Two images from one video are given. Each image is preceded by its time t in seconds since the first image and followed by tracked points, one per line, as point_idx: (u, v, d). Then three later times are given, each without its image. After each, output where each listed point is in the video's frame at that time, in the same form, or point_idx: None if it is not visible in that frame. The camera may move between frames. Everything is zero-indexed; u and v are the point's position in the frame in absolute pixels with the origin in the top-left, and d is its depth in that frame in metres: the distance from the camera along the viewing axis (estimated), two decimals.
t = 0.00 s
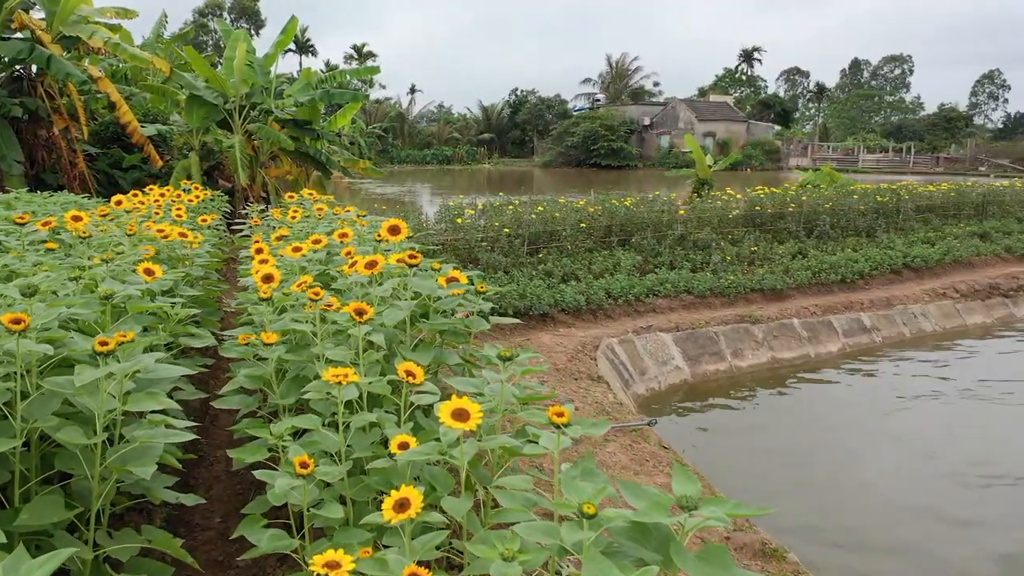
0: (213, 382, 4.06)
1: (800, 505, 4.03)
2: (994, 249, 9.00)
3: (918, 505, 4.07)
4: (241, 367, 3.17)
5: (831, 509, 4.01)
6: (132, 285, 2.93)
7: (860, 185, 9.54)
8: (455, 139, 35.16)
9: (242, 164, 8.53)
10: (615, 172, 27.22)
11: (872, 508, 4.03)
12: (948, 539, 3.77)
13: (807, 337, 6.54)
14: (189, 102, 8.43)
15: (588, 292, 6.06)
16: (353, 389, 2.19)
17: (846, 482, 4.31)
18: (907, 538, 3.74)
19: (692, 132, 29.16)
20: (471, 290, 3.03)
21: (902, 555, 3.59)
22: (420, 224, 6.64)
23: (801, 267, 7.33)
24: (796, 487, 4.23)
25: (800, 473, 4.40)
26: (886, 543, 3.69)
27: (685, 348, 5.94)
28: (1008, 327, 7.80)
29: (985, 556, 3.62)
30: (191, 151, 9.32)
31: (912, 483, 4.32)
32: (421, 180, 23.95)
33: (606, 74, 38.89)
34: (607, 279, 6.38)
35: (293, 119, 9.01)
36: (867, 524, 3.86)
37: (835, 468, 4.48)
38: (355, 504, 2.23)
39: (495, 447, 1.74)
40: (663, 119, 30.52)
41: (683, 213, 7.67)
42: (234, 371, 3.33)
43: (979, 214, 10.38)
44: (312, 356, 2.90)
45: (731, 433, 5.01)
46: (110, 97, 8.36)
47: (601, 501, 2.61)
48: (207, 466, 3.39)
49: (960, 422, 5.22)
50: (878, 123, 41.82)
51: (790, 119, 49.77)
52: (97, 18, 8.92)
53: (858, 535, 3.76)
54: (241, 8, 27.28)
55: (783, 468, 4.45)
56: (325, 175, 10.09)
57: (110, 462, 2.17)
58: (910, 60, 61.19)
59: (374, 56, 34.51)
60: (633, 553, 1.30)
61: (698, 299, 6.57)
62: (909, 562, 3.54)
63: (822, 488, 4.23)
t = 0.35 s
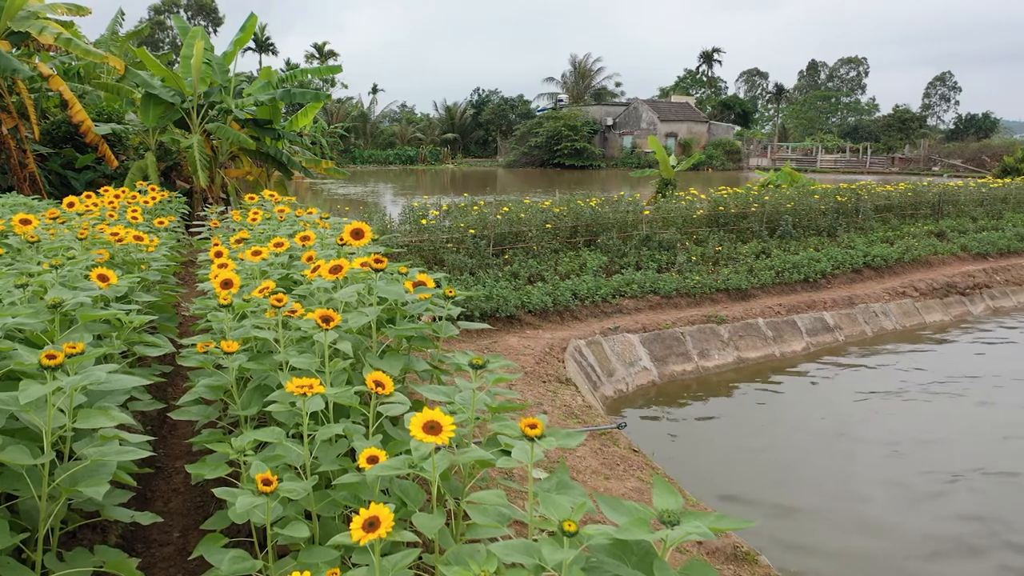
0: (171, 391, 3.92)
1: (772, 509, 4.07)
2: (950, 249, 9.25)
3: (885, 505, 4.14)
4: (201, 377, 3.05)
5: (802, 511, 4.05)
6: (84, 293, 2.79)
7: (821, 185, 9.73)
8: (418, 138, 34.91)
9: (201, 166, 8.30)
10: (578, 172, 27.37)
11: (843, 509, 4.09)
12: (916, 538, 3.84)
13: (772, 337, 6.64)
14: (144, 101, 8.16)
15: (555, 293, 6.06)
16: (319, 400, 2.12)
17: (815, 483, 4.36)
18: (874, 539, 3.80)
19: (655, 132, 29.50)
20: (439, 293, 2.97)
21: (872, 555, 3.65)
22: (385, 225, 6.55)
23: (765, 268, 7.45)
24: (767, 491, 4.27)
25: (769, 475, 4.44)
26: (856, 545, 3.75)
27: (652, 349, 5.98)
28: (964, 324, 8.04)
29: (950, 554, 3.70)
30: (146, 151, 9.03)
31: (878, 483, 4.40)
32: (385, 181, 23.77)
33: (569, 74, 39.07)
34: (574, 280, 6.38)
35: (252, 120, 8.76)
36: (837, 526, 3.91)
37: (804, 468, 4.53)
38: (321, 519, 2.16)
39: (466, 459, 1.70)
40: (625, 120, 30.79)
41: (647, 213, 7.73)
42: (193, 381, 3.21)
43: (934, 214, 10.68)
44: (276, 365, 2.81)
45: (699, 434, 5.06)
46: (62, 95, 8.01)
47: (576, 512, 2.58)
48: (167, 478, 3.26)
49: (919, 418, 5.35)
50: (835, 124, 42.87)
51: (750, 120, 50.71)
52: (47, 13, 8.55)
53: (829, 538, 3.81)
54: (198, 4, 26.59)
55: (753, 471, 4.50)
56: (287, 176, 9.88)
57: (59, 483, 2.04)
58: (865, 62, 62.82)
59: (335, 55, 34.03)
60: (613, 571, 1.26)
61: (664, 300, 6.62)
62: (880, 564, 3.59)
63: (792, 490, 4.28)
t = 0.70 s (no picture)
0: (130, 402, 3.77)
1: (743, 509, 4.07)
2: (910, 249, 9.48)
3: (855, 503, 4.19)
4: (161, 388, 2.94)
5: (774, 511, 4.07)
6: (35, 301, 2.66)
7: (785, 185, 9.90)
8: (383, 138, 34.60)
9: (161, 167, 8.07)
10: (545, 172, 27.43)
11: (812, 506, 4.14)
12: (888, 535, 3.88)
13: (739, 336, 6.72)
14: (100, 100, 7.90)
15: (524, 294, 6.03)
16: (286, 413, 2.04)
17: (786, 482, 4.39)
18: (843, 535, 3.86)
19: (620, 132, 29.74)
20: (409, 297, 2.91)
21: (843, 553, 3.67)
22: (352, 227, 6.45)
23: (732, 268, 7.54)
24: (739, 490, 4.29)
25: (741, 475, 4.46)
26: (827, 544, 3.77)
27: (621, 350, 5.99)
28: (925, 322, 8.24)
29: (919, 548, 3.75)
30: (103, 151, 8.74)
31: (845, 479, 4.47)
32: (350, 181, 23.50)
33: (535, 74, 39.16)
34: (544, 281, 6.36)
35: (214, 119, 8.57)
36: (809, 526, 3.92)
37: (775, 468, 4.57)
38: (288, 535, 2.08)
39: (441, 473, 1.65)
40: (591, 120, 30.96)
41: (615, 213, 7.77)
42: (153, 391, 3.10)
43: (894, 214, 10.94)
44: (239, 374, 2.72)
45: (669, 433, 5.08)
46: (13, 92, 7.71)
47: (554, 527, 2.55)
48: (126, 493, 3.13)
49: (884, 415, 5.46)
50: (796, 125, 43.78)
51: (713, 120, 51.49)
52: None
53: (800, 537, 3.83)
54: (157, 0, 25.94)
55: (724, 472, 4.51)
56: (250, 177, 9.66)
57: (8, 506, 1.92)
58: (822, 64, 64.48)
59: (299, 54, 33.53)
60: None
61: (633, 300, 6.65)
62: (847, 559, 3.64)
63: (764, 489, 4.30)
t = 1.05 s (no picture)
0: (82, 412, 3.61)
1: (712, 512, 4.11)
2: (873, 248, 9.68)
3: (825, 503, 4.24)
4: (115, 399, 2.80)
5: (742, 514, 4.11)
6: None
7: (751, 185, 10.03)
8: (349, 138, 34.19)
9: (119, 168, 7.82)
10: (513, 172, 27.41)
11: (781, 508, 4.17)
12: (857, 535, 3.94)
13: (708, 336, 6.77)
14: (55, 98, 7.60)
15: (493, 295, 5.98)
16: (246, 426, 1.95)
17: (754, 485, 4.43)
18: (812, 536, 3.90)
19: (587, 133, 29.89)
20: (376, 301, 2.83)
21: (812, 553, 3.70)
22: (316, 228, 6.31)
23: (700, 268, 7.60)
24: (707, 495, 4.30)
25: (708, 480, 4.48)
26: (794, 545, 3.80)
27: (590, 351, 5.98)
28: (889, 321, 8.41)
29: (886, 548, 3.81)
30: (57, 150, 8.43)
31: (813, 478, 4.52)
32: (315, 181, 23.28)
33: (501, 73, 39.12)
34: (512, 282, 6.32)
35: (175, 118, 8.32)
36: (776, 528, 3.96)
37: (743, 471, 4.60)
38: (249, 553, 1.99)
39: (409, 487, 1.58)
40: (557, 120, 31.03)
41: (583, 213, 7.77)
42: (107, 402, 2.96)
43: (857, 213, 11.16)
44: (197, 383, 2.60)
45: (639, 437, 5.09)
46: None
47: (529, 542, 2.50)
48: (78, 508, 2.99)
49: (851, 414, 5.54)
50: (758, 125, 44.55)
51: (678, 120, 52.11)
52: None
53: (769, 539, 3.86)
54: None
55: (692, 476, 4.53)
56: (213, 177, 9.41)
57: None
58: (783, 65, 65.74)
59: (262, 52, 32.94)
60: None
61: (602, 301, 6.65)
62: (817, 561, 3.67)
63: (731, 493, 4.33)
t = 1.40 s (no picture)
0: (24, 425, 3.42)
1: (678, 513, 4.08)
2: (831, 247, 9.87)
3: (789, 500, 4.27)
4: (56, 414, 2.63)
5: (708, 514, 4.08)
6: None
7: (712, 185, 10.14)
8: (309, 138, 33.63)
9: (66, 168, 7.49)
10: (476, 172, 27.29)
11: (747, 506, 4.19)
12: (821, 531, 3.98)
13: (672, 336, 6.80)
14: None
15: (456, 298, 5.89)
16: (192, 446, 1.83)
17: (720, 483, 4.44)
18: (778, 533, 3.92)
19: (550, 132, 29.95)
20: (334, 308, 2.71)
21: (779, 552, 3.71)
22: (274, 230, 6.15)
23: (663, 268, 7.63)
24: (673, 493, 4.30)
25: (674, 479, 4.47)
26: (760, 543, 3.81)
27: (555, 353, 5.95)
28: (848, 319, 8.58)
29: (851, 543, 3.84)
30: None
31: (777, 476, 4.55)
32: (274, 181, 22.82)
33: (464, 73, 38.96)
34: (475, 284, 6.24)
35: (126, 117, 8.01)
36: (742, 527, 3.96)
37: (708, 469, 4.61)
38: None
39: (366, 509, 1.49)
40: (520, 120, 31.02)
41: (546, 213, 7.74)
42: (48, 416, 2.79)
43: (816, 213, 11.37)
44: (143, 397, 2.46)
45: (604, 437, 5.06)
46: None
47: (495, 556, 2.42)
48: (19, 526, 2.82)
49: (813, 411, 5.61)
50: (718, 125, 45.25)
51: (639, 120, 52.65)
52: None
53: (734, 536, 3.86)
54: None
55: (658, 475, 4.51)
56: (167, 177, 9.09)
57: None
58: (741, 66, 66.93)
59: (218, 50, 32.18)
60: None
61: (566, 302, 6.62)
62: (783, 558, 3.68)
63: (697, 492, 4.32)
